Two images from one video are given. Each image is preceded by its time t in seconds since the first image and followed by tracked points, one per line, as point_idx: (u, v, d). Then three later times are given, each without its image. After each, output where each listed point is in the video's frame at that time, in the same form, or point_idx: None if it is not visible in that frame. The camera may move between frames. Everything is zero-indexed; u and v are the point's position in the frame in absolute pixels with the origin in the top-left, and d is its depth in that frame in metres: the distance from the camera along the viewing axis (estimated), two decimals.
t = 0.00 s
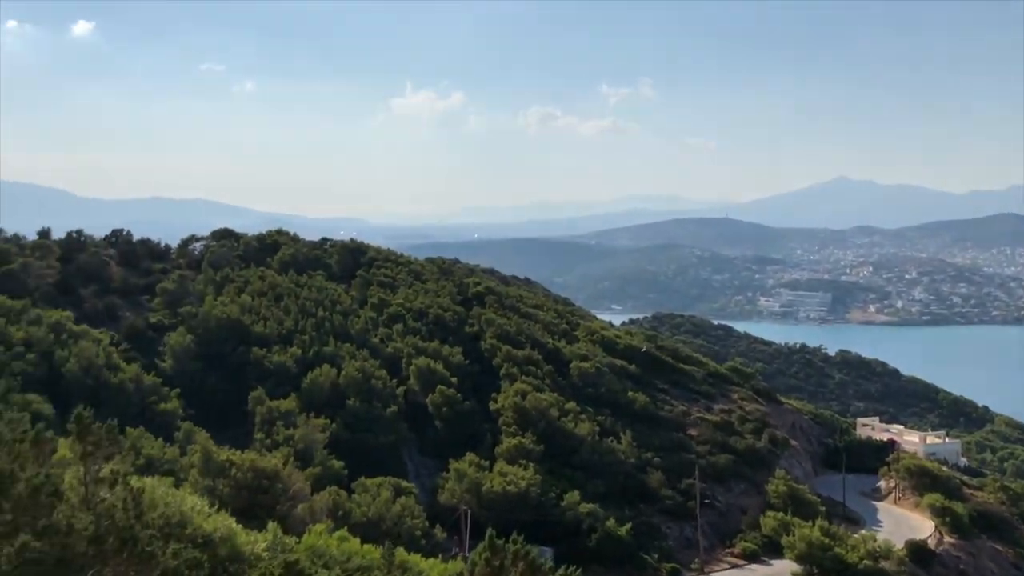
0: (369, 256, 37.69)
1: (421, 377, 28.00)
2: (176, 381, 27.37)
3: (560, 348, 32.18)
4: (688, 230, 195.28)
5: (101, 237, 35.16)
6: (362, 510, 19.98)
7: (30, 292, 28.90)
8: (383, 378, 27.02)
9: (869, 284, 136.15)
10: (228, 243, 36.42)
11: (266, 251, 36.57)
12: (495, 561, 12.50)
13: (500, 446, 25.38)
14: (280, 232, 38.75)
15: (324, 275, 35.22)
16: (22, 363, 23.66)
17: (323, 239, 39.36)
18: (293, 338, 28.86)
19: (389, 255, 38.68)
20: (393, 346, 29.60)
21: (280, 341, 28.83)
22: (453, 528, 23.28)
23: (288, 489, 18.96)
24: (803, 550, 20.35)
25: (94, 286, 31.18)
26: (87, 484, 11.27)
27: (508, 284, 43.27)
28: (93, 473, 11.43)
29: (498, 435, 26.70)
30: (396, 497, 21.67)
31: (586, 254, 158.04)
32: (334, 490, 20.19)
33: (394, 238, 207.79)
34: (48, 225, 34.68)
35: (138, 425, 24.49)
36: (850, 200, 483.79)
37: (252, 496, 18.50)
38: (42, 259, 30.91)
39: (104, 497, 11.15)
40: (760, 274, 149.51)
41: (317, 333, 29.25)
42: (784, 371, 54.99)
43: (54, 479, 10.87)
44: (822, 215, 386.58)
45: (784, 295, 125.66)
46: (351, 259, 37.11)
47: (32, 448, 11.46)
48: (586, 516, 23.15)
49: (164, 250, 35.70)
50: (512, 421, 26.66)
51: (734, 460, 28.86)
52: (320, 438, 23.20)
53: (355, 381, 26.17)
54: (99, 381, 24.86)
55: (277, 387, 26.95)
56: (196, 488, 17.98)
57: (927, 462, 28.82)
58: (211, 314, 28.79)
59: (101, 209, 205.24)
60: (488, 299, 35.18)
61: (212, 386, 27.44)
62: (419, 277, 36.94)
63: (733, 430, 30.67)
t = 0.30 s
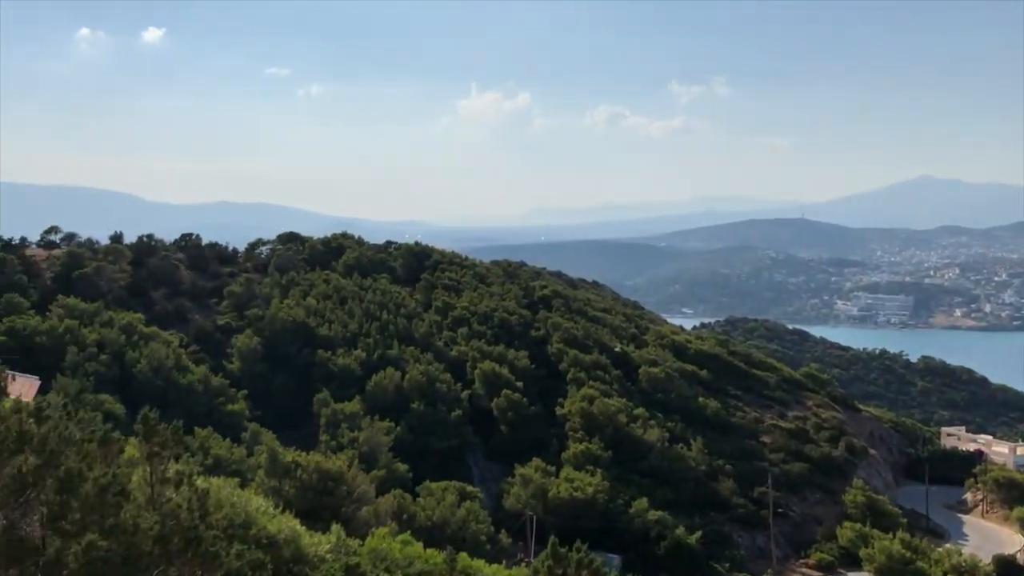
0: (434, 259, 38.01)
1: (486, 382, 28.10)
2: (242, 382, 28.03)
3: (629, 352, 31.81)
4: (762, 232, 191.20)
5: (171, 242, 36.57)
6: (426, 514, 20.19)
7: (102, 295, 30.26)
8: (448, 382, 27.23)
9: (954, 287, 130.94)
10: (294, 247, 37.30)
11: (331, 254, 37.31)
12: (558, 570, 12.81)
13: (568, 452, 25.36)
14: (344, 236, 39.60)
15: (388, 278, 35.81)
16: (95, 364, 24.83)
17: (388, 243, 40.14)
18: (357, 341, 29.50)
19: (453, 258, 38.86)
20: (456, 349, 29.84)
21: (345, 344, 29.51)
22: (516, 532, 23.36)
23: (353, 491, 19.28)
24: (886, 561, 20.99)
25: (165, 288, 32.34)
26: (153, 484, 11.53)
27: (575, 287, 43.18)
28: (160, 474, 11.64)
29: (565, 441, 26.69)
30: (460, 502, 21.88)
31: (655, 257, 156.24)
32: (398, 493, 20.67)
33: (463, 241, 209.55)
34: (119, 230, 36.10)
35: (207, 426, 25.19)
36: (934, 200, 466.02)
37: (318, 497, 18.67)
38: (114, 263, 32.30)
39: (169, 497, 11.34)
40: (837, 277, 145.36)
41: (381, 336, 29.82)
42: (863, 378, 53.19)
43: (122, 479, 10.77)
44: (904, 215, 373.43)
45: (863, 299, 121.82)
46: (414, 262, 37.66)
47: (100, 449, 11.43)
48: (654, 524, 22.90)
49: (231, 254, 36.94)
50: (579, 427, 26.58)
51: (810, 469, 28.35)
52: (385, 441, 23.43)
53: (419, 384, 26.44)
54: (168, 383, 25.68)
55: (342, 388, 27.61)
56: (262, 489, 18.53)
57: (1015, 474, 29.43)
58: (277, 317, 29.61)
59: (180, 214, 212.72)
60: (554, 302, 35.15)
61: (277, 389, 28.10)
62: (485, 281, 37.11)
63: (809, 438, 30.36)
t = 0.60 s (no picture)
0: (471, 260, 38.11)
1: (523, 383, 28.08)
2: (279, 383, 28.40)
3: (669, 354, 31.51)
4: (809, 232, 188.08)
5: (210, 244, 37.30)
6: (462, 516, 20.28)
7: (142, 296, 30.88)
8: (485, 383, 27.27)
9: (1011, 287, 127.70)
10: (331, 248, 37.72)
11: (368, 256, 37.69)
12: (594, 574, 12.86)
13: (606, 454, 25.25)
14: (381, 237, 40.03)
15: (426, 280, 36.09)
16: (136, 364, 25.48)
17: (425, 243, 40.45)
18: (394, 343, 29.75)
19: (491, 259, 38.93)
20: (494, 351, 29.93)
21: (381, 346, 29.80)
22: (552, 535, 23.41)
23: (388, 492, 19.40)
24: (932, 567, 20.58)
25: (204, 289, 32.99)
26: (189, 483, 11.49)
27: (616, 288, 42.95)
28: (193, 474, 11.62)
29: (603, 443, 26.71)
30: (496, 504, 21.91)
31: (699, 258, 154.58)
32: (434, 494, 20.78)
33: (504, 242, 209.89)
34: (160, 232, 36.83)
35: (245, 426, 25.67)
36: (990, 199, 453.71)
37: (354, 498, 18.81)
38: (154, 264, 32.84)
39: (206, 497, 11.36)
40: (887, 277, 142.15)
41: (418, 337, 30.04)
42: (912, 380, 51.86)
43: (157, 478, 10.42)
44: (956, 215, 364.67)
45: (914, 300, 118.91)
46: (452, 263, 37.92)
47: (136, 448, 10.89)
48: (693, 527, 22.68)
49: (268, 256, 37.58)
50: (618, 429, 26.48)
51: (855, 473, 27.88)
52: (420, 442, 23.54)
53: (455, 386, 26.52)
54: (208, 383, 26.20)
55: (378, 390, 27.88)
56: (298, 489, 18.73)
57: None
58: (314, 317, 29.94)
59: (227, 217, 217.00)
60: (593, 303, 35.03)
61: (313, 389, 28.53)
62: (522, 281, 37.13)
63: (854, 441, 29.81)
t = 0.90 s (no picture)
0: (479, 258, 38.18)
1: (529, 381, 28.08)
2: (286, 380, 28.56)
3: (676, 351, 31.52)
4: (818, 230, 187.65)
5: (218, 241, 37.46)
6: (467, 512, 20.36)
7: (151, 294, 31.06)
8: (491, 380, 27.29)
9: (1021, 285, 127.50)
10: (340, 246, 37.86)
11: (376, 253, 37.85)
12: (594, 572, 12.92)
13: (611, 451, 25.22)
14: (389, 234, 40.11)
15: (433, 277, 36.19)
16: (143, 363, 25.67)
17: (432, 241, 40.55)
18: (401, 341, 29.83)
19: (498, 257, 38.98)
20: (500, 348, 29.99)
21: (388, 343, 29.89)
22: (557, 530, 23.55)
23: (393, 490, 19.49)
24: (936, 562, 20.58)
25: (211, 287, 33.20)
26: (192, 482, 11.60)
27: (622, 285, 42.93)
28: (196, 472, 11.70)
29: (609, 439, 26.67)
30: (501, 500, 21.98)
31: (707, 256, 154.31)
32: (439, 491, 20.79)
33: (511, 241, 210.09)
34: (169, 230, 36.99)
35: (252, 424, 25.86)
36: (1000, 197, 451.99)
37: (359, 495, 18.98)
38: (163, 262, 32.92)
39: (209, 495, 11.51)
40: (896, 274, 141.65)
41: (425, 335, 30.14)
42: (919, 377, 51.69)
43: (159, 476, 10.49)
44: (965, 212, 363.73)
45: (923, 297, 118.49)
46: (460, 261, 38.04)
47: (139, 447, 10.92)
48: (698, 522, 22.73)
49: (277, 254, 37.69)
50: (623, 425, 26.31)
51: (861, 468, 27.87)
52: (426, 439, 23.61)
53: (462, 384, 26.52)
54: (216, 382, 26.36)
55: (385, 388, 27.98)
56: (304, 487, 18.84)
57: None
58: (321, 315, 30.03)
59: (236, 216, 217.89)
60: (600, 301, 35.04)
61: (321, 387, 28.65)
62: (530, 279, 37.18)
63: (860, 437, 29.71)
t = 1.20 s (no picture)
0: (455, 257, 38.14)
1: (504, 378, 28.15)
2: (262, 380, 28.53)
3: (648, 349, 31.85)
4: (786, 229, 190.19)
5: (195, 240, 37.02)
6: (442, 510, 20.35)
7: (126, 293, 30.66)
8: (466, 378, 27.28)
9: (982, 283, 130.77)
10: (317, 245, 37.67)
11: (353, 253, 37.76)
12: (564, 567, 13.04)
13: (584, 447, 25.35)
14: (366, 234, 39.93)
15: (410, 277, 36.12)
16: (118, 363, 25.32)
17: (409, 239, 40.45)
18: (378, 340, 29.71)
19: (475, 256, 39.01)
20: (476, 347, 30.00)
21: (366, 342, 29.74)
22: (530, 526, 23.65)
23: (369, 488, 19.49)
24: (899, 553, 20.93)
25: (187, 286, 32.85)
26: (163, 484, 11.40)
27: (595, 284, 43.17)
28: (167, 474, 11.51)
29: (582, 436, 26.80)
30: (475, 497, 22.01)
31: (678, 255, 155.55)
32: (413, 488, 20.72)
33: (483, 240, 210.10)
34: (143, 229, 36.49)
35: (227, 424, 25.62)
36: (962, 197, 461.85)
37: (335, 495, 18.93)
38: (138, 261, 32.46)
39: (179, 497, 11.32)
40: (862, 273, 144.16)
41: (402, 334, 30.08)
42: (884, 373, 52.68)
43: (129, 478, 10.36)
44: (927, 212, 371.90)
45: (887, 295, 120.69)
46: (437, 260, 37.96)
47: (109, 448, 10.79)
48: (669, 517, 22.96)
49: (254, 253, 37.31)
50: (596, 422, 26.42)
51: (828, 462, 28.35)
52: (403, 437, 23.59)
53: (438, 382, 26.43)
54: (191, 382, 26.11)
55: (362, 387, 27.86)
56: (280, 487, 18.82)
57: None
58: (299, 314, 29.72)
59: (206, 214, 215.32)
60: (574, 299, 35.27)
61: (299, 388, 28.59)
62: (505, 278, 37.24)
63: (827, 432, 30.18)
